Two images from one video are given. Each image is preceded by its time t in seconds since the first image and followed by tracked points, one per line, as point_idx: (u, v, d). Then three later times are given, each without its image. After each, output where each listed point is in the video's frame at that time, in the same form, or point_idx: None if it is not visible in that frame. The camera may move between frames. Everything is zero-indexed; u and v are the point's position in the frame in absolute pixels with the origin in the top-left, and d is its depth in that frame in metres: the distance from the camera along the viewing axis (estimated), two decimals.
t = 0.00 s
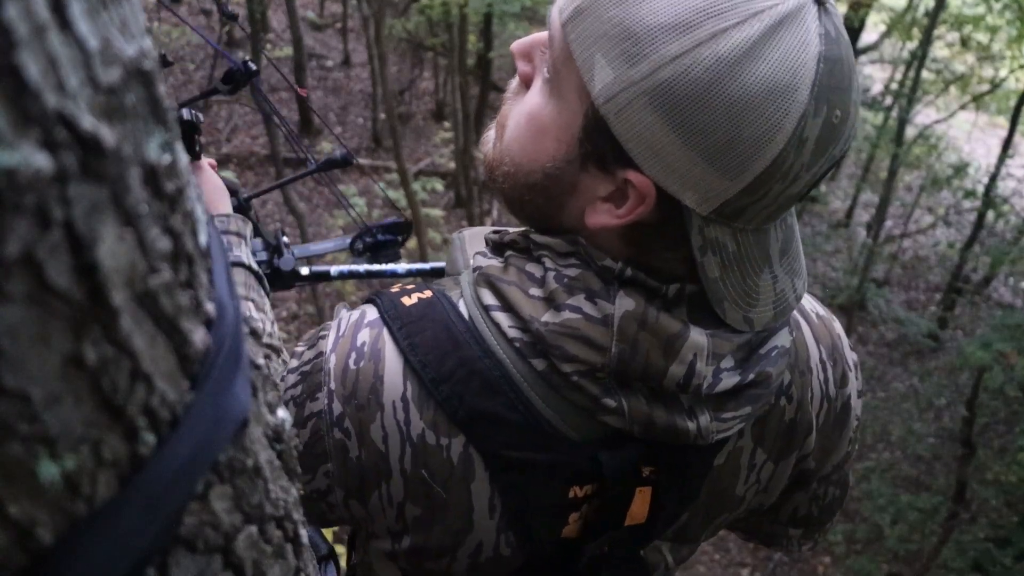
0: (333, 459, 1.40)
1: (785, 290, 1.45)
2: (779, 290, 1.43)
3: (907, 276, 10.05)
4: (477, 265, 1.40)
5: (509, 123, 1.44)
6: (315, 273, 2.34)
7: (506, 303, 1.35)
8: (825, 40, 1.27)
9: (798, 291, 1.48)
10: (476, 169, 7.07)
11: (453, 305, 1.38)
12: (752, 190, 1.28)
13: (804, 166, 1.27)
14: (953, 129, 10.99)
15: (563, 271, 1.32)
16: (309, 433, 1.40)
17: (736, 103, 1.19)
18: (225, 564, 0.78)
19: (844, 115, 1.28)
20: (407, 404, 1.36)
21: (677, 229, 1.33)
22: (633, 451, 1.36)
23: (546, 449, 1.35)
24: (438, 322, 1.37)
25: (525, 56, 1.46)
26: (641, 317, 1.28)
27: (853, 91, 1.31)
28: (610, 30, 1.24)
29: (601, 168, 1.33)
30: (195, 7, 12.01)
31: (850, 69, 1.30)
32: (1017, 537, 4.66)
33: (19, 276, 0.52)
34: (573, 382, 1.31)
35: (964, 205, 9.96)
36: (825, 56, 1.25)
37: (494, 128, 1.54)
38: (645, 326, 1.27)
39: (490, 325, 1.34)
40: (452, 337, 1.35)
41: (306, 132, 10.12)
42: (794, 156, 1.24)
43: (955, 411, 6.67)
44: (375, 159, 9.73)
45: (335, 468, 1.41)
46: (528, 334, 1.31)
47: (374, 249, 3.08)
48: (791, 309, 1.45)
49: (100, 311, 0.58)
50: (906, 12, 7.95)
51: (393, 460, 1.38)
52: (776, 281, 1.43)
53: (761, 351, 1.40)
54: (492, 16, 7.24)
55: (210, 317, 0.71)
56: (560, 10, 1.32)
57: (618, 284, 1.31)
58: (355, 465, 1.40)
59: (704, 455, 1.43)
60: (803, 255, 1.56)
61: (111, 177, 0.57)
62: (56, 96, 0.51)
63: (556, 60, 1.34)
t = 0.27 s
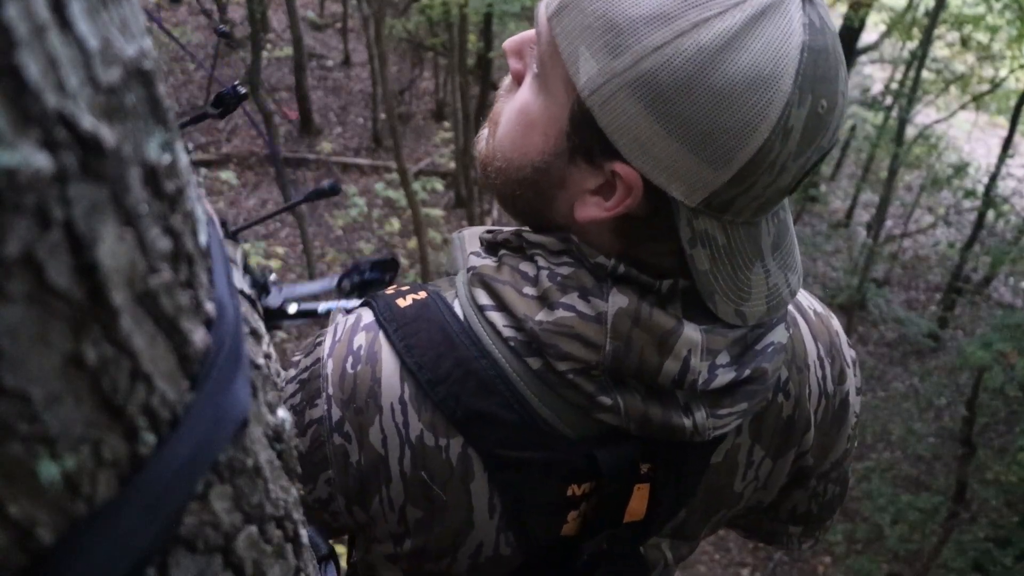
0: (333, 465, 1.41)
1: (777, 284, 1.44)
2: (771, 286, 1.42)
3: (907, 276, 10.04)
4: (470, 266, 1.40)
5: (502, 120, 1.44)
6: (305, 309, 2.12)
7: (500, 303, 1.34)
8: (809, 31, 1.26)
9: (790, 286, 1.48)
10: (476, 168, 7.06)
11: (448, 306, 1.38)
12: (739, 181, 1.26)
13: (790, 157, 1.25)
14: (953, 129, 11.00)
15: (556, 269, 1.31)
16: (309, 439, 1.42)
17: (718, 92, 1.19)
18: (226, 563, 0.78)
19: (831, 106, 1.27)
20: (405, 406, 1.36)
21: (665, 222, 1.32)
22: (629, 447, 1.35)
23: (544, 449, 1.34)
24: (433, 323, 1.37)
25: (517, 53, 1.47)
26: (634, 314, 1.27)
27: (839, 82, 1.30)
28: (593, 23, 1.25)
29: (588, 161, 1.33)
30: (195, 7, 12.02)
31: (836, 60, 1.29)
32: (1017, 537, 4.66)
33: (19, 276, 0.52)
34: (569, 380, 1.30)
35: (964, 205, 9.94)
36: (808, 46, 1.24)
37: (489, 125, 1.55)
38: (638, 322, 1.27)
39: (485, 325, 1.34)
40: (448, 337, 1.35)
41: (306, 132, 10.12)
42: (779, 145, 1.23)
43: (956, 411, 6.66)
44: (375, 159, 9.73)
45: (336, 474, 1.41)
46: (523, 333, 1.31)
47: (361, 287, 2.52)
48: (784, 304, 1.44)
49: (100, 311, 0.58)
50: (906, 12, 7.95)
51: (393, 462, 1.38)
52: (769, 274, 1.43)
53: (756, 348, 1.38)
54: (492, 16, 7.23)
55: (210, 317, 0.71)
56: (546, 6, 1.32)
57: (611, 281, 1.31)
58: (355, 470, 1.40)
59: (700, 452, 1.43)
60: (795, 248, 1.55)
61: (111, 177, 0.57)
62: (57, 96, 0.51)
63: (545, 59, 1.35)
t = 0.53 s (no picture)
0: (347, 475, 1.38)
1: (772, 263, 1.41)
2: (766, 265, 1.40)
3: (908, 276, 10.04)
4: (470, 265, 1.39)
5: (495, 115, 1.47)
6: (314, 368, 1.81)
7: (504, 300, 1.34)
8: None
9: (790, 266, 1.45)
10: (475, 168, 7.06)
11: (451, 306, 1.38)
12: (714, 147, 1.24)
13: (765, 121, 1.23)
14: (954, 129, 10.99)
15: (558, 264, 1.31)
16: (319, 453, 1.38)
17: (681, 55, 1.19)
18: (226, 563, 0.78)
19: (807, 69, 1.24)
20: (415, 409, 1.36)
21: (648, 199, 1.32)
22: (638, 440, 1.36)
23: (554, 447, 1.35)
24: (437, 324, 1.37)
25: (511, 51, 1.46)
26: (639, 305, 1.26)
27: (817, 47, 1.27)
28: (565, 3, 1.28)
29: (570, 136, 1.33)
30: (195, 7, 12.01)
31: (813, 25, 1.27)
32: (1017, 537, 4.66)
33: (20, 276, 0.52)
34: (576, 375, 1.30)
35: (964, 205, 9.94)
36: (779, 6, 1.21)
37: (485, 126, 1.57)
38: (643, 313, 1.26)
39: (490, 324, 1.34)
40: (453, 338, 1.35)
41: (306, 132, 10.12)
42: (750, 108, 1.20)
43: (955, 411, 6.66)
44: (375, 159, 9.74)
45: (350, 483, 1.38)
46: (527, 330, 1.30)
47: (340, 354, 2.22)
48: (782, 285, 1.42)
49: (101, 311, 0.58)
50: (907, 12, 7.94)
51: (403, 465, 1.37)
52: (763, 253, 1.41)
53: (760, 336, 1.38)
54: (492, 16, 7.23)
55: (210, 317, 0.71)
56: None
57: (614, 273, 1.30)
58: (368, 476, 1.38)
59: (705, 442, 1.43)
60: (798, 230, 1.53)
61: (111, 177, 0.57)
62: (57, 96, 0.51)
63: (526, 50, 1.37)
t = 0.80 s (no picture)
0: (356, 477, 1.36)
1: (766, 244, 1.40)
2: (761, 247, 1.39)
3: (908, 276, 10.04)
4: (471, 261, 1.39)
5: (493, 114, 1.50)
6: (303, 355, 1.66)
7: (505, 295, 1.34)
8: None
9: (787, 246, 1.43)
10: (475, 168, 7.06)
11: (453, 303, 1.38)
12: (691, 123, 1.26)
13: (741, 93, 1.24)
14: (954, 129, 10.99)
15: (559, 258, 1.31)
16: (327, 455, 1.38)
17: (650, 32, 1.22)
18: (226, 563, 0.78)
19: (780, 40, 1.25)
20: (419, 406, 1.36)
21: (634, 183, 1.33)
22: (642, 432, 1.36)
23: (559, 441, 1.34)
24: (439, 322, 1.37)
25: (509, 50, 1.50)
26: (640, 296, 1.27)
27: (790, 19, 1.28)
28: None
29: (555, 124, 1.36)
30: (195, 7, 12.02)
31: None
32: (1017, 537, 4.66)
33: (20, 276, 0.52)
34: (578, 367, 1.30)
35: (965, 205, 9.94)
36: None
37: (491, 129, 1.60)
38: (645, 304, 1.26)
39: (492, 319, 1.34)
40: (456, 335, 1.35)
41: (306, 132, 10.12)
42: (724, 79, 1.22)
43: (955, 411, 6.67)
44: (376, 159, 9.74)
45: (358, 484, 1.37)
46: (529, 323, 1.31)
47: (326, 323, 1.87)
48: (780, 266, 1.41)
49: (101, 311, 0.58)
50: (906, 12, 7.94)
51: (409, 464, 1.36)
52: (757, 234, 1.40)
53: (759, 327, 1.39)
54: (492, 15, 7.24)
55: (210, 317, 0.71)
56: None
57: (614, 265, 1.30)
58: (376, 475, 1.37)
59: (707, 433, 1.42)
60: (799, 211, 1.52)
61: (110, 178, 0.57)
62: (57, 96, 0.52)
63: (512, 46, 1.40)
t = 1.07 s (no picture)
0: (355, 472, 1.36)
1: (756, 233, 1.39)
2: (751, 236, 1.38)
3: (907, 276, 10.04)
4: (468, 257, 1.40)
5: (486, 109, 1.51)
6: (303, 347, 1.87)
7: (501, 290, 1.34)
8: None
9: (777, 235, 1.42)
10: (475, 168, 7.05)
11: (449, 298, 1.38)
12: (675, 110, 1.26)
13: (725, 80, 1.23)
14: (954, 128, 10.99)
15: (554, 251, 1.30)
16: (324, 452, 1.36)
17: (632, 20, 1.22)
18: (226, 563, 0.78)
19: (763, 26, 1.24)
20: (417, 401, 1.35)
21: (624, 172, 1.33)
22: (638, 424, 1.36)
23: (556, 434, 1.35)
24: (436, 317, 1.37)
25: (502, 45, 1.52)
26: (635, 288, 1.27)
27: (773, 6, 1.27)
28: None
29: (544, 115, 1.36)
30: (195, 7, 12.01)
31: None
32: (1017, 537, 4.66)
33: (20, 277, 0.52)
34: (574, 360, 1.30)
35: (965, 205, 9.94)
36: None
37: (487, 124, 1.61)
38: (640, 296, 1.27)
39: (488, 313, 1.34)
40: (453, 330, 1.35)
41: (306, 132, 10.12)
42: (706, 66, 1.22)
43: (956, 411, 6.68)
44: (376, 159, 9.75)
45: (358, 479, 1.36)
46: (524, 317, 1.31)
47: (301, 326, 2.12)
48: (771, 256, 1.40)
49: (101, 312, 0.58)
50: (907, 12, 7.94)
51: (407, 459, 1.36)
52: (746, 224, 1.39)
53: (754, 319, 1.39)
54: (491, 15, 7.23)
55: (210, 317, 0.71)
56: None
57: (610, 257, 1.30)
58: (375, 470, 1.36)
59: (704, 426, 1.42)
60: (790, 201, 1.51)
61: (111, 178, 0.57)
62: (57, 95, 0.52)
63: (503, 39, 1.41)
